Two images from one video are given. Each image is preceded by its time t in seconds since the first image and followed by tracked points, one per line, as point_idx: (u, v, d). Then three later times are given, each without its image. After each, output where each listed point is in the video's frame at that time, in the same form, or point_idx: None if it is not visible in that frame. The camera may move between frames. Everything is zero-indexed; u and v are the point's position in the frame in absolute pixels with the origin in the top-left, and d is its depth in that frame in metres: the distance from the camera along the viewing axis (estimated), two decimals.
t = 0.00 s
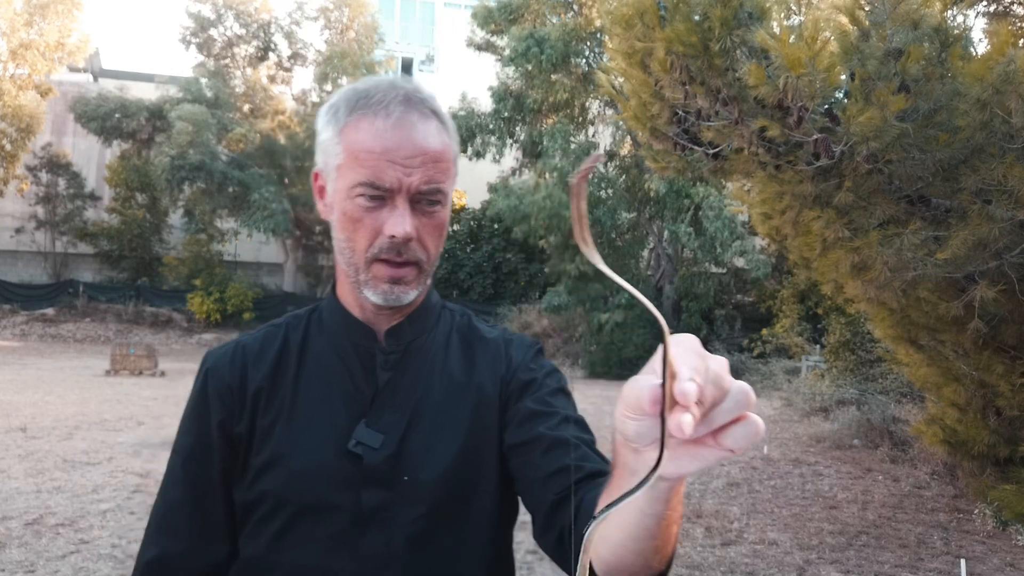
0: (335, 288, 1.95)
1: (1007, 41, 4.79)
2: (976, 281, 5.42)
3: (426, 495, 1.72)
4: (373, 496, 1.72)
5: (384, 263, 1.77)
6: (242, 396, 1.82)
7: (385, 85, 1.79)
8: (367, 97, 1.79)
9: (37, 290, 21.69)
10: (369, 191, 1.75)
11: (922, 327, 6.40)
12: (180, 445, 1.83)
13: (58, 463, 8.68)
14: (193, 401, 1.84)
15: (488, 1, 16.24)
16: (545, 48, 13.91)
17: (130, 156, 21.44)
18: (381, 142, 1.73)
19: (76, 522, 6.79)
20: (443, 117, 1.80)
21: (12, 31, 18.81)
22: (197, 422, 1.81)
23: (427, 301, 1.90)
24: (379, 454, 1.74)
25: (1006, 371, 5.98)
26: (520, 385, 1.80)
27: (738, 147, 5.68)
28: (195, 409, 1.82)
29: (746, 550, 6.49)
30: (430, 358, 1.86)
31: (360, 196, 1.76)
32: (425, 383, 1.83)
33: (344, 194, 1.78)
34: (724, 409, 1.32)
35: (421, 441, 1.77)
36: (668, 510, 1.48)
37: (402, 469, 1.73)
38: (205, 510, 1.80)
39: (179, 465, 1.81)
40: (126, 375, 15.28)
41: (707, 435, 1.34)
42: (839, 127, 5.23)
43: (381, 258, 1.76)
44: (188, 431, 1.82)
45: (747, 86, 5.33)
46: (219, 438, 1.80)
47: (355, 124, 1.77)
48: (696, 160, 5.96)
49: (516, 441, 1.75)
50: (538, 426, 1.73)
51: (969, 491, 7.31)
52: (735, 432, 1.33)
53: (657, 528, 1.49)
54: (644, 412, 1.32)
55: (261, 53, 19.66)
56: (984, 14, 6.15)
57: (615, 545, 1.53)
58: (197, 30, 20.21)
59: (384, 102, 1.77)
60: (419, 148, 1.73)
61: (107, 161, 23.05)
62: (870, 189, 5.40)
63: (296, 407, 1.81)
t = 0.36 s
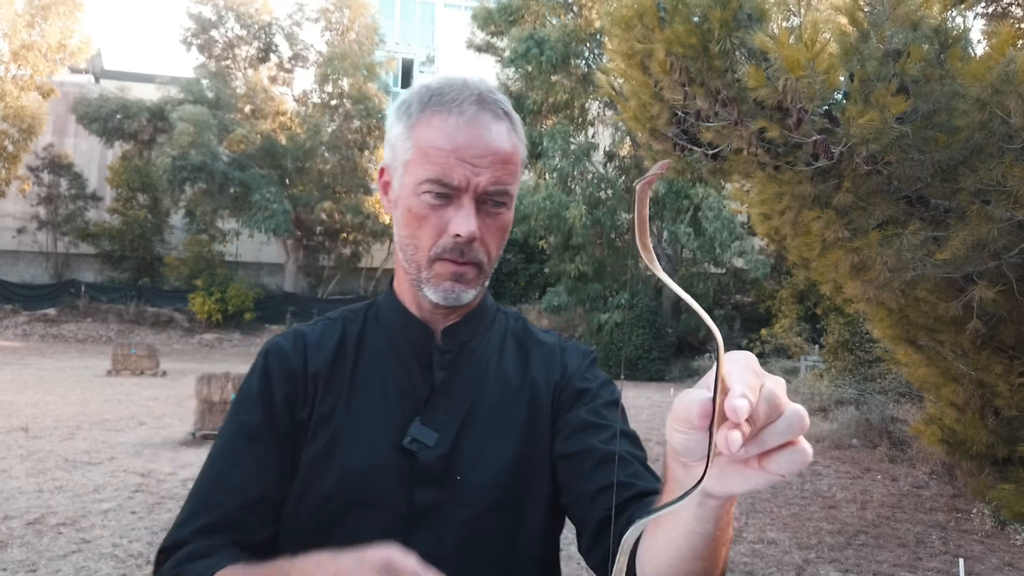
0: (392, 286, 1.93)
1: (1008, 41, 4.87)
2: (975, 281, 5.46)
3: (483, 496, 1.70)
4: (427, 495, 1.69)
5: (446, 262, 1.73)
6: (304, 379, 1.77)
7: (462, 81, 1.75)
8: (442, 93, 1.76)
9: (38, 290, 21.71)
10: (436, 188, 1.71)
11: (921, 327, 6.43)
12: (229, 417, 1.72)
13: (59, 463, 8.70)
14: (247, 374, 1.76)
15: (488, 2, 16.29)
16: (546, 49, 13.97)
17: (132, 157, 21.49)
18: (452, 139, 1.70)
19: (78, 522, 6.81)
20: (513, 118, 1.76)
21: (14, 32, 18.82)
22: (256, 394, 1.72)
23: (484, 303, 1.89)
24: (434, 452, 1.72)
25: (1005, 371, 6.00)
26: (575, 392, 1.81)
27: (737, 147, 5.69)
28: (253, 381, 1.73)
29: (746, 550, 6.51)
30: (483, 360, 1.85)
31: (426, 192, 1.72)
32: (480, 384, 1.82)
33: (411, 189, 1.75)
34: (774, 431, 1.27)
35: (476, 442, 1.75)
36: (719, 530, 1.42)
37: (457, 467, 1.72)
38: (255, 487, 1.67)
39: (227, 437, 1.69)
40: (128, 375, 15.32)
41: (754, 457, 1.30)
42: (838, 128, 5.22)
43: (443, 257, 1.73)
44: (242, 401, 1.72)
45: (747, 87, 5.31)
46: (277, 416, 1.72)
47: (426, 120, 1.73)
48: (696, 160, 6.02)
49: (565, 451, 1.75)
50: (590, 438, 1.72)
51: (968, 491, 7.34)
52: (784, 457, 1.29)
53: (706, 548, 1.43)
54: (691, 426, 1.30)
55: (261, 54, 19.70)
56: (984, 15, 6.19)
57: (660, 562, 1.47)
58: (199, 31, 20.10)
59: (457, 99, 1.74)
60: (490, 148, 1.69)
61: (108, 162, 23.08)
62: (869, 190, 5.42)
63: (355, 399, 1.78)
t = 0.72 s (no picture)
0: (410, 289, 1.98)
1: (1005, 42, 4.95)
2: (974, 281, 5.50)
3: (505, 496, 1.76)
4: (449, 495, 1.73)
5: (470, 266, 1.77)
6: (336, 369, 1.82)
7: (491, 89, 1.77)
8: (471, 98, 1.78)
9: (39, 290, 21.76)
10: (463, 193, 1.74)
11: (919, 327, 6.47)
12: (261, 396, 1.72)
13: (61, 463, 8.74)
14: (278, 357, 1.77)
15: (488, 3, 16.37)
16: (546, 50, 14.04)
17: (134, 158, 21.54)
18: (481, 145, 1.72)
19: (79, 522, 6.85)
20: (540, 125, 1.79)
21: (15, 33, 18.84)
22: (292, 371, 1.74)
23: (503, 309, 1.96)
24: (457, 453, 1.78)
25: (1003, 370, 6.02)
26: (593, 400, 1.90)
27: (735, 148, 5.73)
28: (286, 362, 1.75)
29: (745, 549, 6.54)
30: (501, 364, 1.92)
31: (453, 197, 1.75)
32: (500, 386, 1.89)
33: (436, 193, 1.78)
34: (784, 446, 1.30)
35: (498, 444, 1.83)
36: (730, 547, 1.46)
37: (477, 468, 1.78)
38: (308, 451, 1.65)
39: (259, 412, 1.69)
40: (129, 375, 15.36)
41: (764, 474, 1.32)
42: (837, 129, 5.28)
43: (467, 261, 1.77)
44: (275, 377, 1.73)
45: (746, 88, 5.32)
46: (313, 398, 1.75)
47: (456, 125, 1.75)
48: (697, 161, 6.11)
49: (582, 458, 1.81)
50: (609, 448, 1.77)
51: (966, 490, 7.39)
52: (793, 476, 1.31)
53: (719, 563, 1.47)
54: (704, 443, 1.37)
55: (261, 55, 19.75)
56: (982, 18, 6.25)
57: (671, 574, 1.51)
58: (200, 32, 20.07)
59: (487, 105, 1.76)
60: (519, 155, 1.72)
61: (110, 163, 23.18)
62: (868, 190, 5.44)
63: (384, 396, 1.84)
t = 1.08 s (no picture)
0: (366, 289, 1.97)
1: (1005, 42, 4.92)
2: (973, 281, 5.51)
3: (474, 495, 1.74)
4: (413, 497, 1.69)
5: (434, 265, 1.77)
6: (305, 365, 1.78)
7: (454, 86, 1.75)
8: (432, 95, 1.75)
9: (39, 290, 21.76)
10: (428, 190, 1.72)
11: (920, 327, 6.45)
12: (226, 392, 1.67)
13: (60, 463, 8.74)
14: (243, 352, 1.72)
15: (488, 3, 16.41)
16: (546, 50, 14.06)
17: (134, 158, 21.56)
18: (448, 142, 1.70)
19: (79, 522, 6.84)
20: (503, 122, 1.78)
21: (15, 33, 18.84)
22: (257, 368, 1.68)
23: (459, 310, 1.97)
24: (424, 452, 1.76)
25: (1003, 371, 6.02)
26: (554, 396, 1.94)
27: (735, 148, 5.72)
28: (251, 355, 1.71)
29: (745, 549, 6.53)
30: (460, 364, 1.92)
31: (417, 195, 1.73)
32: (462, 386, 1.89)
33: (399, 190, 1.76)
34: (770, 430, 1.30)
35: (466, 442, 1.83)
36: (707, 531, 1.51)
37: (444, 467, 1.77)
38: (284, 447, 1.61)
39: (227, 407, 1.64)
40: (129, 375, 15.36)
41: (747, 460, 1.32)
42: (836, 128, 5.31)
43: (431, 260, 1.76)
44: (240, 371, 1.68)
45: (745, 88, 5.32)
46: (284, 391, 1.71)
47: (419, 122, 1.73)
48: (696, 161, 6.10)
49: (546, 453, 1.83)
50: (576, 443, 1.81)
51: (966, 491, 7.39)
52: (776, 458, 1.32)
53: (695, 550, 1.52)
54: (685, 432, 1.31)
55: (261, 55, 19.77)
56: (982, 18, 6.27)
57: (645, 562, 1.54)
58: (200, 32, 20.12)
59: (452, 102, 1.74)
60: (486, 153, 1.71)
61: (110, 163, 23.20)
62: (868, 190, 5.43)
63: (353, 392, 1.81)
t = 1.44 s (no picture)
0: (283, 286, 2.06)
1: (1006, 41, 4.87)
2: (975, 281, 5.48)
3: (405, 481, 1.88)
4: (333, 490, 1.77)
5: (340, 246, 1.94)
6: (226, 359, 1.85)
7: (353, 70, 1.93)
8: (333, 78, 1.93)
9: (39, 290, 21.74)
10: (330, 169, 1.91)
11: (920, 326, 6.43)
12: (147, 385, 1.72)
13: (60, 463, 8.72)
14: (160, 348, 1.77)
15: (488, 3, 16.39)
16: (546, 50, 14.00)
17: (133, 158, 21.52)
18: (347, 120, 1.88)
19: (78, 522, 6.83)
20: (403, 104, 1.95)
21: (15, 33, 18.79)
22: (177, 362, 1.74)
23: (376, 304, 2.08)
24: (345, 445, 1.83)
25: (1004, 371, 5.99)
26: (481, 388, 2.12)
27: (736, 148, 5.70)
28: (168, 349, 1.76)
29: (746, 549, 6.52)
30: (381, 356, 2.02)
31: (320, 175, 1.92)
32: (383, 379, 1.99)
33: (305, 172, 1.94)
34: (720, 421, 1.45)
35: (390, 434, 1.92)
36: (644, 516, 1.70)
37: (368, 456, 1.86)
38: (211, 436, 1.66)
39: (149, 401, 1.68)
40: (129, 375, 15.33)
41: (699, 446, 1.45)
42: (837, 128, 5.27)
43: (336, 240, 1.94)
44: (159, 365, 1.73)
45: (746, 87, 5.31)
46: (207, 384, 1.77)
47: (320, 102, 1.91)
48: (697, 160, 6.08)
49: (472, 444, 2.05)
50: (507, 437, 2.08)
51: (967, 491, 7.37)
52: (722, 446, 1.46)
53: (632, 533, 1.71)
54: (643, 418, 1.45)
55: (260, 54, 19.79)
56: (981, 17, 6.25)
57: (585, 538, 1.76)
58: (199, 32, 20.11)
59: (352, 84, 1.92)
60: (383, 132, 1.89)
61: (109, 163, 23.16)
62: (869, 190, 5.41)
63: (274, 385, 1.88)
